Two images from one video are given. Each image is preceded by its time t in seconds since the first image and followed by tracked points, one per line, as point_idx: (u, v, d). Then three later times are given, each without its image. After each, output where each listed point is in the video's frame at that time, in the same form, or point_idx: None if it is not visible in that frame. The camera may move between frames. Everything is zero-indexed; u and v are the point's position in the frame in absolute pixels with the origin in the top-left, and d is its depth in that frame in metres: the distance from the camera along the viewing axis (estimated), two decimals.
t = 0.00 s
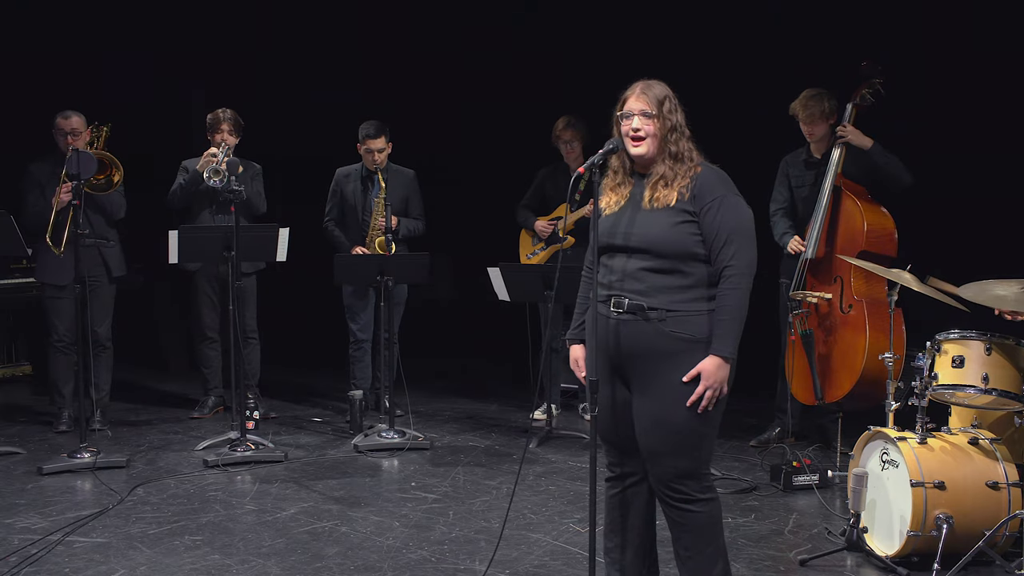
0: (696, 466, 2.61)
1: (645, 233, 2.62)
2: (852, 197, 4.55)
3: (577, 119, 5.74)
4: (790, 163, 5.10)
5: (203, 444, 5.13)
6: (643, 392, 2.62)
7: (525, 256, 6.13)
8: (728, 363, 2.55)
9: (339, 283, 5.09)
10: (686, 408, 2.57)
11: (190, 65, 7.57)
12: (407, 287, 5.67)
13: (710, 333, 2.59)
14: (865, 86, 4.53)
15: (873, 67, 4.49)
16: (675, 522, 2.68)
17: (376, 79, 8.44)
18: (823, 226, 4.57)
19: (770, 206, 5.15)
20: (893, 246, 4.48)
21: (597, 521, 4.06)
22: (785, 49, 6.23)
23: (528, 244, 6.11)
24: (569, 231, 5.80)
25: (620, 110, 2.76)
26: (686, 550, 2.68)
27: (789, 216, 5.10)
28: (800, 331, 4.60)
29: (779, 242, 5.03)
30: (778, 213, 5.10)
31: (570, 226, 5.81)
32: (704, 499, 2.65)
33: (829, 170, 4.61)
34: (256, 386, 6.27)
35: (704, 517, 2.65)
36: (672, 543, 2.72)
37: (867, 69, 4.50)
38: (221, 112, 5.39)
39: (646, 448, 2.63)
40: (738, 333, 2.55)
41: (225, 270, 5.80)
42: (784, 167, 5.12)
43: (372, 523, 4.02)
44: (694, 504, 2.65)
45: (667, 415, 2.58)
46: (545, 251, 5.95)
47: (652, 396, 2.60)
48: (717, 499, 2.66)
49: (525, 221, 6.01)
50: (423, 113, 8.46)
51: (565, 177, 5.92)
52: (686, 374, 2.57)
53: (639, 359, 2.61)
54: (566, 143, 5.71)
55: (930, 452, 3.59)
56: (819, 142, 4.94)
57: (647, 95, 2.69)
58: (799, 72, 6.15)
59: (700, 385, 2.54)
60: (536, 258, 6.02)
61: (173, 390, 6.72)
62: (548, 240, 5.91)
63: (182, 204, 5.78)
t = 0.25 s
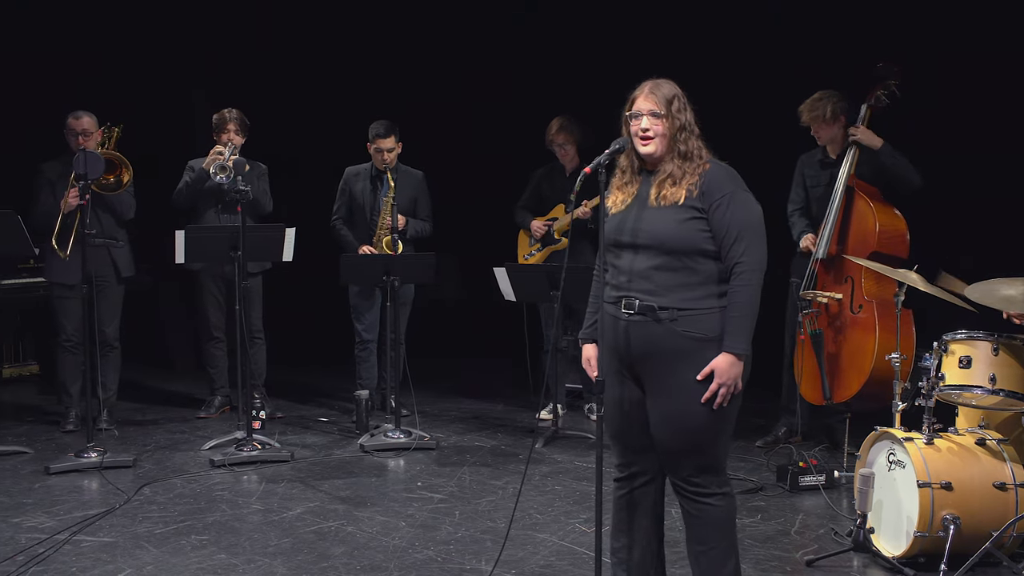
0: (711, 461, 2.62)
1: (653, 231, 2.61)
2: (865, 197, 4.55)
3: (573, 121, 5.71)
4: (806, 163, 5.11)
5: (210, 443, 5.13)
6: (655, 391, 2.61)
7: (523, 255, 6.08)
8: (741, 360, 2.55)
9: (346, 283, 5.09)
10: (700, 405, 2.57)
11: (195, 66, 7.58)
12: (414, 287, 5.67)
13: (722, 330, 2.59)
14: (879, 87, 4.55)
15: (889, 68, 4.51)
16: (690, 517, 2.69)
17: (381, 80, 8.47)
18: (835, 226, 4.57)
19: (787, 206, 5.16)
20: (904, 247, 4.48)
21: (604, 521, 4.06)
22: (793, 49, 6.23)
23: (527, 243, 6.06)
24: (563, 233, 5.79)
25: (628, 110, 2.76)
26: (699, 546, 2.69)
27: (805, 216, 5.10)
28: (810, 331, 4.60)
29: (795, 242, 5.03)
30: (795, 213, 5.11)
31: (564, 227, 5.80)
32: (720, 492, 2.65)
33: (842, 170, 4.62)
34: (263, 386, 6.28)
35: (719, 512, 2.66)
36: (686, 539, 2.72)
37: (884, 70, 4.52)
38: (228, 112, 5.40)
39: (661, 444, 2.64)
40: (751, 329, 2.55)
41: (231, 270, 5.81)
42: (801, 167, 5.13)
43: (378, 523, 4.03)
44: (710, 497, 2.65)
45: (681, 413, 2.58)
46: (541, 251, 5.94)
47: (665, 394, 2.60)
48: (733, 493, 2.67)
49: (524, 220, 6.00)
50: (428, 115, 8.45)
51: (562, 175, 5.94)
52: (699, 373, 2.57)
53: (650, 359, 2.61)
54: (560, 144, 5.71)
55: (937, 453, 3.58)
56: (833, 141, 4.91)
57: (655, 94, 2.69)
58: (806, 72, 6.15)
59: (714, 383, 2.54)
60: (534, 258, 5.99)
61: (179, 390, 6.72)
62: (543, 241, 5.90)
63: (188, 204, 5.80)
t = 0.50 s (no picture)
0: (719, 462, 2.61)
1: (659, 233, 2.61)
2: (870, 197, 4.54)
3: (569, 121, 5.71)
4: (814, 162, 5.10)
5: (215, 443, 5.14)
6: (663, 392, 2.61)
7: (524, 257, 6.03)
8: (750, 361, 2.54)
9: (351, 283, 5.10)
10: (709, 406, 2.57)
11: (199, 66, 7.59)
12: (420, 288, 5.67)
13: (730, 331, 2.58)
14: (888, 86, 4.54)
15: (897, 68, 4.52)
16: (699, 515, 2.69)
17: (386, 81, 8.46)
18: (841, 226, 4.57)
19: (792, 205, 5.16)
20: (910, 247, 4.47)
21: (609, 521, 4.06)
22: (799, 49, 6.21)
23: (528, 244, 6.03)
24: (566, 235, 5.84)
25: (636, 110, 2.76)
26: (707, 545, 2.69)
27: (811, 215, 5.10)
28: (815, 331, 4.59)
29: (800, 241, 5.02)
30: (801, 212, 5.10)
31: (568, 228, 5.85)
32: (728, 491, 2.65)
33: (849, 170, 4.62)
34: (268, 385, 6.29)
35: (728, 511, 2.65)
36: (694, 539, 2.72)
37: (890, 69, 4.52)
38: (233, 112, 5.41)
39: (670, 445, 2.63)
40: (759, 330, 2.54)
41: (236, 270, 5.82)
42: (809, 166, 5.12)
43: (383, 523, 4.03)
44: (718, 496, 2.65)
45: (689, 415, 2.58)
46: (546, 253, 5.91)
47: (673, 396, 2.59)
48: (741, 493, 2.67)
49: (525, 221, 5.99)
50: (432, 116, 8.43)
51: (561, 175, 5.95)
52: (708, 374, 2.56)
53: (658, 360, 2.60)
54: (557, 145, 5.70)
55: (943, 454, 3.57)
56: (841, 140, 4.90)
57: (663, 94, 2.69)
58: (812, 73, 6.14)
59: (723, 384, 2.54)
60: (538, 260, 5.95)
61: (183, 390, 6.73)
62: (547, 243, 5.89)
63: (193, 203, 5.81)
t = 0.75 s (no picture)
0: (729, 462, 2.61)
1: (668, 233, 2.61)
2: (885, 198, 4.52)
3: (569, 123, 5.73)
4: (825, 162, 5.07)
5: (223, 443, 5.15)
6: (673, 393, 2.61)
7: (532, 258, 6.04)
8: (760, 362, 2.54)
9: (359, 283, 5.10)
10: (719, 407, 2.57)
11: (207, 66, 7.59)
12: (429, 288, 5.67)
13: (740, 332, 2.58)
14: (903, 87, 4.51)
15: (912, 68, 4.46)
16: (708, 514, 2.69)
17: (394, 80, 8.46)
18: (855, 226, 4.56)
19: (803, 205, 5.12)
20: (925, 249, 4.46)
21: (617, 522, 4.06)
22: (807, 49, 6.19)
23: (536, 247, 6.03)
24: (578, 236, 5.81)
25: (645, 109, 2.76)
26: (716, 546, 2.69)
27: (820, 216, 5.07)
28: (827, 331, 4.58)
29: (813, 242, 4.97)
30: (811, 213, 5.07)
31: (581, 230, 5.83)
32: (737, 492, 2.65)
33: (863, 170, 4.60)
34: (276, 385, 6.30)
35: (737, 511, 2.65)
36: (703, 539, 2.72)
37: (906, 70, 4.47)
38: (241, 112, 5.41)
39: (680, 445, 2.63)
40: (769, 331, 2.54)
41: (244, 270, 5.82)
42: (819, 166, 5.10)
43: (391, 523, 4.03)
44: (728, 496, 2.65)
45: (699, 415, 2.57)
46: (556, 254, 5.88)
47: (683, 396, 2.59)
48: (750, 493, 2.67)
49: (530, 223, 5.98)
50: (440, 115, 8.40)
51: (564, 175, 5.95)
52: (718, 375, 2.56)
53: (668, 361, 2.60)
54: (560, 148, 5.71)
55: (952, 454, 3.55)
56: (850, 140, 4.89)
57: (674, 94, 2.68)
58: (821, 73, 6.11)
59: (733, 385, 2.53)
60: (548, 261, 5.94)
61: (192, 390, 6.74)
62: (558, 244, 5.84)
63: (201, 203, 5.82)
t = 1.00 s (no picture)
0: (735, 463, 2.61)
1: (673, 234, 2.61)
2: (893, 197, 4.52)
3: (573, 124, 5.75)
4: (828, 162, 5.07)
5: (230, 443, 5.15)
6: (678, 394, 2.61)
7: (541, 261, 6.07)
8: (766, 363, 2.54)
9: (365, 283, 5.10)
10: (725, 408, 2.56)
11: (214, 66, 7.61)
12: (436, 289, 5.68)
13: (746, 333, 2.58)
14: (911, 87, 4.50)
15: (922, 69, 4.46)
16: (715, 514, 2.68)
17: (400, 81, 8.46)
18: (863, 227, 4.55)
19: (803, 204, 5.13)
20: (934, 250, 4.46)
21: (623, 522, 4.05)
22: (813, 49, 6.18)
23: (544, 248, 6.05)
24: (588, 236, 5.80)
25: (651, 109, 2.76)
26: (721, 546, 2.68)
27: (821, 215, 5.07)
28: (835, 331, 4.57)
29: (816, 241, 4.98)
30: (812, 212, 5.07)
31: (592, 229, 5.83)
32: (743, 492, 2.65)
33: (871, 170, 4.59)
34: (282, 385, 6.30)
35: (743, 510, 2.65)
36: (708, 539, 2.71)
37: (916, 69, 4.47)
38: (248, 112, 5.42)
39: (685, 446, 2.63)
40: (774, 332, 2.54)
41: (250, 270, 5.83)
42: (821, 164, 5.10)
43: (397, 523, 4.03)
44: (734, 497, 2.65)
45: (705, 417, 2.57)
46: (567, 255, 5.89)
47: (688, 398, 2.59)
48: (756, 493, 2.66)
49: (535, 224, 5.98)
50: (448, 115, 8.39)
51: (571, 177, 5.95)
52: (723, 376, 2.56)
53: (673, 362, 2.60)
54: (567, 149, 5.71)
55: (959, 455, 3.55)
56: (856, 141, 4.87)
57: (680, 94, 2.69)
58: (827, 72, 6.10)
59: (738, 387, 2.53)
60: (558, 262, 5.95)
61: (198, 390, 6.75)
62: (569, 245, 5.84)
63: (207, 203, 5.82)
